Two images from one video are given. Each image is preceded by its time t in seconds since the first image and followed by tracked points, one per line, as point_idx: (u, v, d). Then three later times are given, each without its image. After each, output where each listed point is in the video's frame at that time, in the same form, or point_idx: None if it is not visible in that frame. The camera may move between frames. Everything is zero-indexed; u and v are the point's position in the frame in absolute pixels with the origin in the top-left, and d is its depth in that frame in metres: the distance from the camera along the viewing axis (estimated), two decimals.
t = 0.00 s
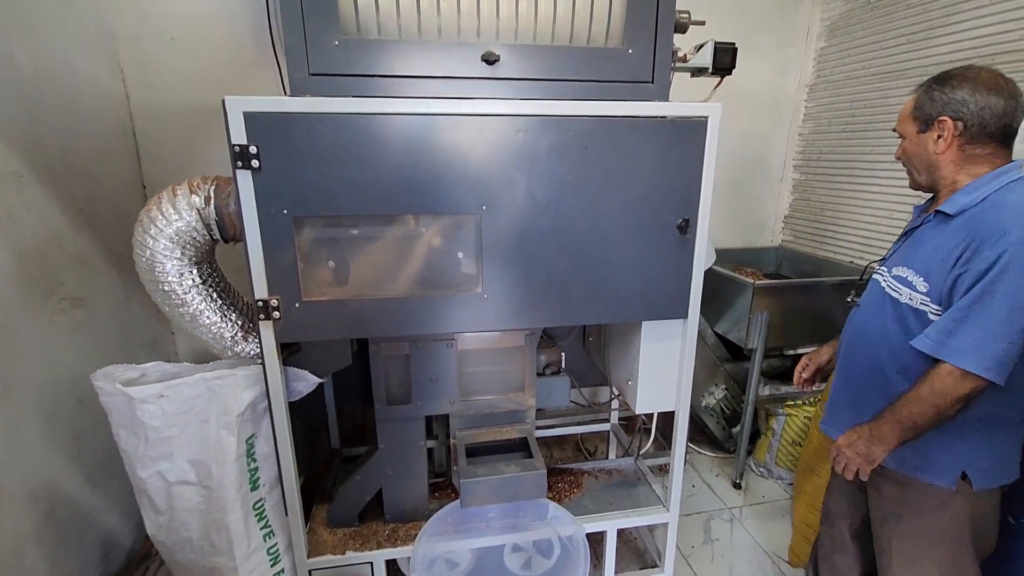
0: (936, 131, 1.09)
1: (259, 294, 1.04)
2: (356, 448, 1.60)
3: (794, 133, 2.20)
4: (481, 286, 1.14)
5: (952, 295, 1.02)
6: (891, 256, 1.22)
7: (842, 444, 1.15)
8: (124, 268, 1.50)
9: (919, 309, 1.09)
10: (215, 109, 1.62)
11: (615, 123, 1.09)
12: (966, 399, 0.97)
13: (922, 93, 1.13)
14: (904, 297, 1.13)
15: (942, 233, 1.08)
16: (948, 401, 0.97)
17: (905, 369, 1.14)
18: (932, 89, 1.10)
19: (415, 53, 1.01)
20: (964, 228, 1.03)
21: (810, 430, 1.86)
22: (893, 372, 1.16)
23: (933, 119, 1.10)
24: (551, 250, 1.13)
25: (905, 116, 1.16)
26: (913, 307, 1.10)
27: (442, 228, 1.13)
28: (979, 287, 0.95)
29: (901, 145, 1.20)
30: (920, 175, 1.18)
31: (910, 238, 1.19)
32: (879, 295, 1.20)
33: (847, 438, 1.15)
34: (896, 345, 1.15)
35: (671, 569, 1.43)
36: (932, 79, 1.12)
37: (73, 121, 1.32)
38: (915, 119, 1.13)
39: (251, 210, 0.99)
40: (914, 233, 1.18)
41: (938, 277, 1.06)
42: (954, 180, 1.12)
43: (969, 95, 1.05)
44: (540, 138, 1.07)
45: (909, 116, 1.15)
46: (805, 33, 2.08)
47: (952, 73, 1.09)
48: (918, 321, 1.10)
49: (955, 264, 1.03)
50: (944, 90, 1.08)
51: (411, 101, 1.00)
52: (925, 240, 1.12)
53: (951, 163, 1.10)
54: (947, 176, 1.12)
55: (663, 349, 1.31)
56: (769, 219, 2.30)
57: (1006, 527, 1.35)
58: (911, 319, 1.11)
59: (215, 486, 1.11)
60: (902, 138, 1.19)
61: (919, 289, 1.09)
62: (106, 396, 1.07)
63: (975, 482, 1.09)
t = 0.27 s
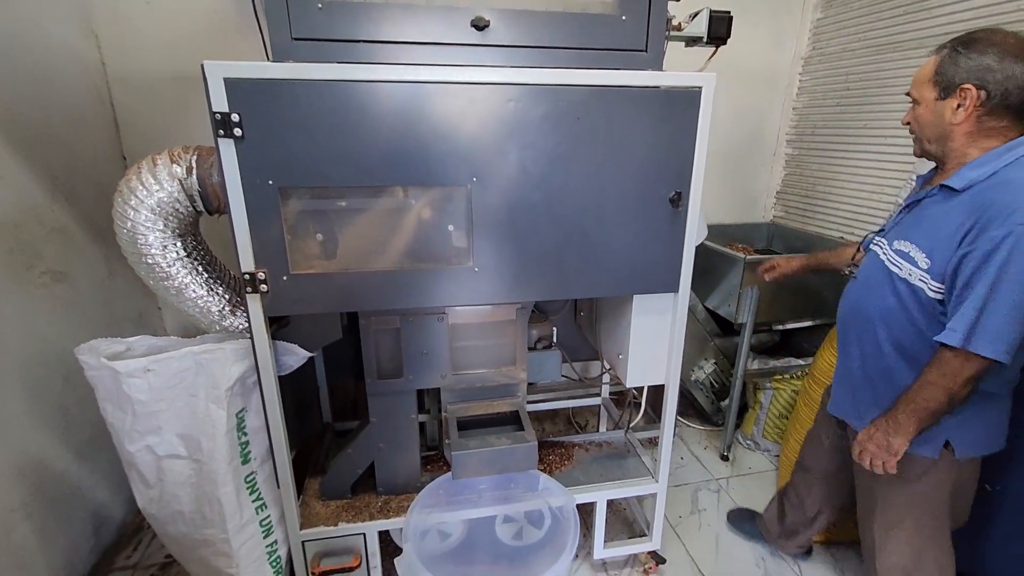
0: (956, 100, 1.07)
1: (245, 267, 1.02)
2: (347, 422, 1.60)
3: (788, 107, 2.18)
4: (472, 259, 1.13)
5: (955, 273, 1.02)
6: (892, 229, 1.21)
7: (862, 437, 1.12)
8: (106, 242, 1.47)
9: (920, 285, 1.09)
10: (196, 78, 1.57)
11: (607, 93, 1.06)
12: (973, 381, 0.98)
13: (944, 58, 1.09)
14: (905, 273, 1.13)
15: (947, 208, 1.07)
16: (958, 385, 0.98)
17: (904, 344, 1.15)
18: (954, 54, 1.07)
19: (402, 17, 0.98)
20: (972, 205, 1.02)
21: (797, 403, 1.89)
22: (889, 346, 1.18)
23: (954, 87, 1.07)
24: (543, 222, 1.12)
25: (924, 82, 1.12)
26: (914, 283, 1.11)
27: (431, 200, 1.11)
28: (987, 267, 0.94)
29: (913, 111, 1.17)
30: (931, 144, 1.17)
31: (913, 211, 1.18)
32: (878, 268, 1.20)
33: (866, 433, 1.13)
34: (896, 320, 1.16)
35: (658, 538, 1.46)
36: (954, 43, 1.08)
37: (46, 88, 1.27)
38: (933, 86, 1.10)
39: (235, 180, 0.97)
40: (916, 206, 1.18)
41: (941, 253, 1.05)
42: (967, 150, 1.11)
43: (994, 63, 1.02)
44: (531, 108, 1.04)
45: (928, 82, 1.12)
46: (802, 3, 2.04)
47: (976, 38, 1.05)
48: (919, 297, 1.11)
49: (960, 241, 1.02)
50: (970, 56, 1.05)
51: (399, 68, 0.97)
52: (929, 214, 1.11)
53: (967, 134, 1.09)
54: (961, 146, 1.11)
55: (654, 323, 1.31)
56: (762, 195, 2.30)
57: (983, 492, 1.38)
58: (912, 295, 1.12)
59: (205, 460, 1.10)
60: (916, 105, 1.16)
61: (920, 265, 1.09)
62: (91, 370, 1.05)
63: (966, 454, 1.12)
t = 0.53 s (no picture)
0: (921, 74, 1.09)
1: (229, 243, 1.00)
2: (337, 401, 1.59)
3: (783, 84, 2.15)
4: (461, 235, 1.11)
5: (908, 236, 1.09)
6: (846, 198, 1.27)
7: (852, 412, 1.14)
8: (86, 218, 1.43)
9: (874, 250, 1.16)
10: (174, 48, 1.51)
11: (599, 64, 1.04)
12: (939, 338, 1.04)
13: (914, 31, 1.10)
14: (861, 239, 1.19)
15: (897, 177, 1.14)
16: (929, 343, 1.04)
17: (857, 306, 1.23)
18: (923, 29, 1.08)
19: None
20: (922, 173, 1.09)
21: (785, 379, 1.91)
22: (843, 307, 1.25)
23: (920, 61, 1.09)
24: (533, 198, 1.10)
25: (892, 53, 1.14)
26: (869, 248, 1.18)
27: (419, 174, 1.09)
28: (940, 230, 1.01)
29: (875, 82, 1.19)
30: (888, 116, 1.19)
31: (866, 180, 1.24)
32: (835, 235, 1.27)
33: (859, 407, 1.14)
34: (851, 284, 1.23)
35: (647, 511, 1.49)
36: (925, 19, 1.10)
37: (19, 56, 1.22)
38: (901, 57, 1.12)
39: (216, 153, 0.95)
40: (868, 175, 1.24)
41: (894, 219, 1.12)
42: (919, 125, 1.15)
43: (960, 42, 1.05)
44: (521, 79, 1.02)
45: (896, 54, 1.13)
46: None
47: (946, 17, 1.07)
48: (872, 261, 1.18)
49: (911, 206, 1.10)
50: (940, 33, 1.07)
51: (384, 36, 0.94)
52: (881, 183, 1.18)
53: (924, 109, 1.13)
54: (915, 120, 1.15)
55: (645, 299, 1.30)
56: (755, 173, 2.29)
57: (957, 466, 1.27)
58: (866, 259, 1.19)
59: (194, 437, 1.09)
60: (880, 76, 1.17)
61: (874, 230, 1.16)
62: (73, 348, 1.04)
63: (915, 403, 1.22)
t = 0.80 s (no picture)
0: (853, 52, 1.20)
1: (220, 224, 0.99)
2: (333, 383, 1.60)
3: (781, 65, 2.13)
4: (455, 216, 1.10)
5: (850, 191, 1.17)
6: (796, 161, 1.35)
7: (785, 334, 1.28)
8: (76, 199, 1.42)
9: (819, 204, 1.24)
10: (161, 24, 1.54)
11: (594, 43, 1.02)
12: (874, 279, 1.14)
13: (843, 18, 1.21)
14: (808, 196, 1.26)
15: (840, 138, 1.22)
16: (863, 284, 1.14)
17: (805, 259, 1.30)
18: (854, 13, 1.19)
19: None
20: (863, 133, 1.18)
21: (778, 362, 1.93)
22: (795, 264, 1.31)
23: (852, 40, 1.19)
24: (527, 179, 1.09)
25: (826, 38, 1.24)
26: (815, 203, 1.25)
27: (413, 155, 1.08)
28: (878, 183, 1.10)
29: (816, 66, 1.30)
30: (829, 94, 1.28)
31: (813, 143, 1.32)
32: (784, 195, 1.34)
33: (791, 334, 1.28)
34: (801, 238, 1.29)
35: (640, 491, 1.51)
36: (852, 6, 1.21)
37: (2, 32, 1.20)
38: (835, 40, 1.22)
39: (205, 132, 0.93)
40: (815, 139, 1.32)
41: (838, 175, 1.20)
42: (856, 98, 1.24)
43: (883, 22, 1.16)
44: (515, 58, 1.00)
45: (830, 39, 1.23)
46: None
47: (869, 3, 1.18)
48: (818, 215, 1.25)
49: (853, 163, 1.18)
50: (864, 17, 1.18)
51: (375, 12, 0.92)
52: (825, 144, 1.25)
53: (859, 82, 1.22)
54: (852, 94, 1.24)
55: (639, 282, 1.31)
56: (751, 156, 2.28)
57: (944, 446, 1.25)
58: (813, 213, 1.26)
59: (189, 419, 1.09)
60: (818, 60, 1.28)
61: (820, 186, 1.23)
62: (65, 330, 1.03)
63: (862, 346, 1.29)
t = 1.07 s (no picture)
0: (802, 49, 1.27)
1: (216, 212, 0.99)
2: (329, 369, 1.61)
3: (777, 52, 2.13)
4: (450, 204, 1.11)
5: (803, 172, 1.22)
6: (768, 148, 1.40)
7: (748, 305, 1.36)
8: (70, 187, 1.41)
9: (779, 186, 1.29)
10: (153, 9, 1.47)
11: (590, 29, 1.02)
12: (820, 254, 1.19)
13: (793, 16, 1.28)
14: (771, 179, 1.32)
15: (799, 123, 1.27)
16: (807, 257, 1.20)
17: (769, 240, 1.36)
18: (799, 13, 1.26)
19: None
20: (817, 117, 1.22)
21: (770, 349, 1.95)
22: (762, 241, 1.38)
23: (799, 39, 1.27)
24: (522, 166, 1.10)
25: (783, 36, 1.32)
26: (776, 185, 1.30)
27: (408, 142, 1.08)
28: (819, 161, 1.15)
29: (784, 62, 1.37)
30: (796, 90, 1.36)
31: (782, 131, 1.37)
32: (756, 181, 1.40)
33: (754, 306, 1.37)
34: (765, 219, 1.35)
35: (634, 475, 1.54)
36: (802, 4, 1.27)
37: None
38: (787, 40, 1.30)
39: (200, 119, 0.93)
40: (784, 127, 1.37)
41: (794, 157, 1.25)
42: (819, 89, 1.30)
43: (822, 16, 1.22)
44: (510, 45, 1.00)
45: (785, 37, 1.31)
46: None
47: None
48: (779, 197, 1.30)
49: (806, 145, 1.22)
50: (806, 13, 1.24)
51: None
52: (788, 130, 1.30)
53: (817, 74, 1.28)
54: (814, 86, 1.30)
55: (634, 270, 1.32)
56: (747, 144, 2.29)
57: (932, 431, 1.28)
58: (775, 195, 1.31)
59: (187, 405, 1.10)
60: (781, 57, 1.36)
61: (779, 169, 1.29)
62: (62, 318, 1.03)
63: (824, 320, 1.33)
